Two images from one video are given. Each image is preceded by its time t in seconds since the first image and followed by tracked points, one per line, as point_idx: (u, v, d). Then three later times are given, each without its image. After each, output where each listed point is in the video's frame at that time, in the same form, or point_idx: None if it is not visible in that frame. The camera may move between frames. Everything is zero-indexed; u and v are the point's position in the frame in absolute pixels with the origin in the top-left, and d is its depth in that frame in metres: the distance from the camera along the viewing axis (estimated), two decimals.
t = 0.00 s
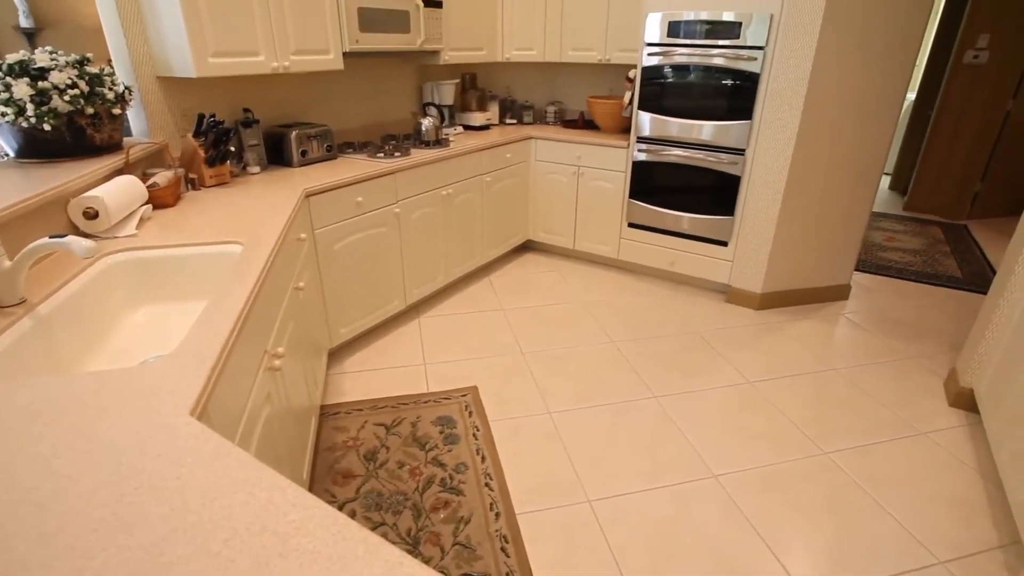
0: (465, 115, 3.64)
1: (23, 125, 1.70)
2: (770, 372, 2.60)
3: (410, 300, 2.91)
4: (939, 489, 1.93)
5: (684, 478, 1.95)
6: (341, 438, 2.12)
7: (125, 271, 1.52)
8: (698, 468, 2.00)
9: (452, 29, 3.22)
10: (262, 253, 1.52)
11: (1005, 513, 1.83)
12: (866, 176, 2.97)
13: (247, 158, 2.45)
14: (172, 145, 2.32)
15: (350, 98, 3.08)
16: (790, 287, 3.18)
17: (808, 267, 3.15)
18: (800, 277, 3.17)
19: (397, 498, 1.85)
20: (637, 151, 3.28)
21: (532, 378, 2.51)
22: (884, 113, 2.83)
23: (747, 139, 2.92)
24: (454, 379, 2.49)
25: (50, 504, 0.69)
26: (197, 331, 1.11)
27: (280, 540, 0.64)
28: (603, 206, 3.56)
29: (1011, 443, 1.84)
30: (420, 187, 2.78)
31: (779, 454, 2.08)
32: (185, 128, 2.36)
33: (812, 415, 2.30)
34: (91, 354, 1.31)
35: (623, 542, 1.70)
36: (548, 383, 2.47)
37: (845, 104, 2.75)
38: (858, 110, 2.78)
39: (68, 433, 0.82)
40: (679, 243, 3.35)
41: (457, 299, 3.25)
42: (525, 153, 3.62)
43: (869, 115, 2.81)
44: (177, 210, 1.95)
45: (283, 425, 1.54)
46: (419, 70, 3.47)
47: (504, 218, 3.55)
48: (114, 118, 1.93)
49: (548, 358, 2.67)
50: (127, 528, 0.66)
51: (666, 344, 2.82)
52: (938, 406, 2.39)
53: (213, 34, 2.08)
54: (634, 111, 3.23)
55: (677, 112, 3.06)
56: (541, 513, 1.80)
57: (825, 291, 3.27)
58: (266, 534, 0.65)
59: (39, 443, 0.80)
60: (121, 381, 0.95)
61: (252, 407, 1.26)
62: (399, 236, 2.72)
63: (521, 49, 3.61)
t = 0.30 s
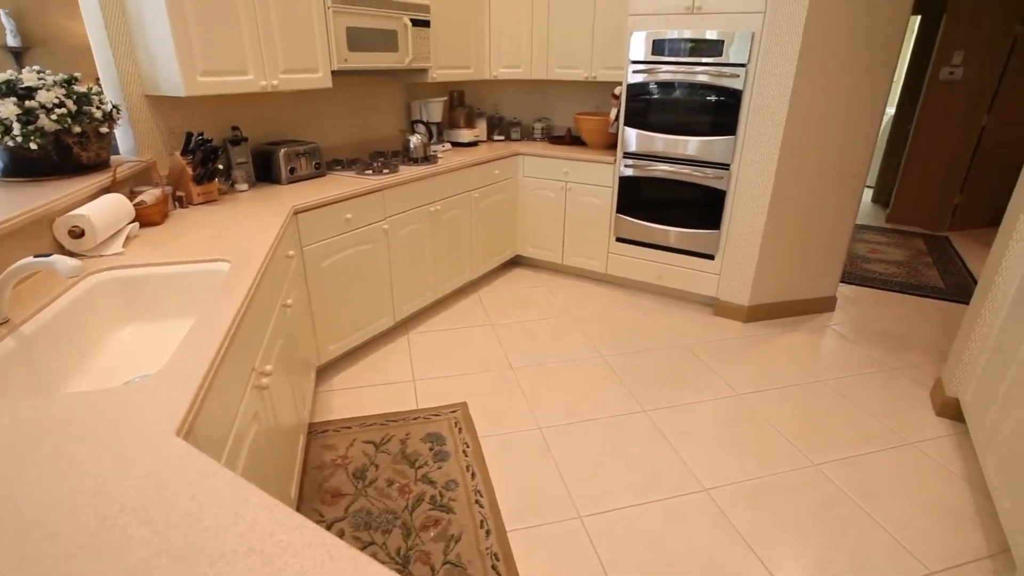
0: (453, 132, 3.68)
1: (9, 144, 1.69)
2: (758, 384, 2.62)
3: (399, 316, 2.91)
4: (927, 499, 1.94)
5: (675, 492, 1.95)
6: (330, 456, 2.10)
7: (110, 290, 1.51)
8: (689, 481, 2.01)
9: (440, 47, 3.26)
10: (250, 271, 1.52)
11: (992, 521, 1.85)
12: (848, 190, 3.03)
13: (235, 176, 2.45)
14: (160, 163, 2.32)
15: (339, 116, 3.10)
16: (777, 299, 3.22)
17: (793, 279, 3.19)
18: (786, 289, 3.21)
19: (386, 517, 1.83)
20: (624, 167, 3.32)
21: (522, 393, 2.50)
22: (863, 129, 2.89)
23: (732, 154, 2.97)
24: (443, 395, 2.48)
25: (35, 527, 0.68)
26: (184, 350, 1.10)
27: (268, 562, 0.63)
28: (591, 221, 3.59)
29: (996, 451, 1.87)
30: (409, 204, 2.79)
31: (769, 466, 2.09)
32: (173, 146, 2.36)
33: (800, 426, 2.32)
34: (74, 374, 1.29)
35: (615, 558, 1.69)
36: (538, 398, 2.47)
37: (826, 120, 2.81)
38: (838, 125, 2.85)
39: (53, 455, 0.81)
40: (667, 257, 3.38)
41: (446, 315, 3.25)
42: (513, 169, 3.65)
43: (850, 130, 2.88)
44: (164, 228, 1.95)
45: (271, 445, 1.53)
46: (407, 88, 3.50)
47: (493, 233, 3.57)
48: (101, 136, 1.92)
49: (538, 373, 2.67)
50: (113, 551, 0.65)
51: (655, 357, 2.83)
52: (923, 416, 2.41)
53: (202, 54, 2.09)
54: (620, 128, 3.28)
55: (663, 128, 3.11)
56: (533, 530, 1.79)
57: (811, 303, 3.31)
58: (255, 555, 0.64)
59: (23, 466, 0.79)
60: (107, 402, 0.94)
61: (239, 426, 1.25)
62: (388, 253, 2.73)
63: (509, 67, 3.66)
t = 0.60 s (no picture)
0: (442, 148, 3.70)
1: None
2: (747, 396, 2.63)
3: (388, 332, 2.90)
4: (916, 508, 1.96)
5: (666, 506, 1.95)
6: (318, 475, 2.07)
7: (94, 309, 1.49)
8: (681, 495, 2.00)
9: (428, 65, 3.29)
10: (238, 288, 1.51)
11: (980, 530, 1.87)
12: (832, 203, 3.08)
13: (223, 193, 2.45)
14: (146, 181, 2.31)
15: (328, 133, 3.11)
16: (764, 311, 3.25)
17: (780, 291, 3.23)
18: (773, 301, 3.24)
19: (376, 536, 1.81)
20: (612, 182, 3.36)
21: (512, 409, 2.49)
22: (844, 144, 2.96)
23: (717, 169, 3.02)
24: (433, 412, 2.46)
25: (13, 553, 0.67)
26: (170, 369, 1.09)
27: None
28: (579, 236, 3.62)
29: (981, 459, 1.89)
30: (398, 220, 2.79)
31: (759, 478, 2.09)
32: (160, 163, 2.36)
33: (789, 438, 2.33)
34: (56, 395, 1.27)
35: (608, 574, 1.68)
36: (528, 413, 2.46)
37: (808, 135, 2.87)
38: (820, 140, 2.91)
39: (33, 478, 0.80)
40: (655, 271, 3.41)
41: (436, 331, 3.24)
42: (502, 185, 3.68)
43: (831, 145, 2.94)
44: (150, 246, 1.93)
45: (258, 464, 1.50)
46: (396, 105, 3.53)
47: (482, 249, 3.58)
48: (87, 154, 1.91)
49: (528, 388, 2.66)
50: None
51: (645, 371, 2.84)
52: (911, 426, 2.44)
53: (190, 71, 2.10)
54: (607, 143, 3.32)
55: (649, 143, 3.16)
56: (525, 546, 1.77)
57: (798, 315, 3.35)
58: None
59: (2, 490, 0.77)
60: (90, 423, 0.92)
61: (226, 446, 1.23)
62: (377, 269, 2.72)
63: (497, 84, 3.71)
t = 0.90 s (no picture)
0: (431, 164, 3.72)
1: None
2: (737, 408, 2.64)
3: (378, 348, 2.88)
4: (905, 517, 1.97)
5: (658, 520, 1.94)
6: (307, 494, 2.04)
7: (77, 328, 1.47)
8: (673, 509, 2.00)
9: (417, 82, 3.32)
10: (225, 305, 1.50)
11: (968, 538, 1.88)
12: (816, 216, 3.13)
13: (210, 210, 2.44)
14: (133, 198, 2.29)
15: (317, 150, 3.11)
16: (752, 324, 3.28)
17: (767, 304, 3.26)
18: (760, 313, 3.27)
19: (365, 555, 1.78)
20: (600, 197, 3.39)
21: (504, 424, 2.48)
22: (827, 158, 3.02)
23: (704, 183, 3.06)
24: (424, 428, 2.44)
25: None
26: (155, 387, 1.07)
27: None
28: (568, 250, 3.64)
29: (967, 468, 1.91)
30: (387, 235, 2.79)
31: (750, 491, 2.09)
32: (146, 180, 2.34)
33: (779, 449, 2.34)
34: (37, 416, 1.24)
35: None
36: (519, 428, 2.45)
37: (791, 150, 2.93)
38: (803, 154, 2.96)
39: (13, 501, 0.78)
40: (644, 285, 3.44)
41: (426, 347, 3.22)
42: (491, 200, 3.70)
43: (814, 160, 3.00)
44: (136, 263, 1.91)
45: (245, 484, 1.48)
46: (385, 122, 3.55)
47: (472, 264, 3.58)
48: (71, 171, 1.90)
49: (519, 403, 2.65)
50: None
51: (635, 384, 2.84)
52: (899, 435, 2.46)
53: (178, 88, 2.10)
54: (595, 159, 3.36)
55: (636, 159, 3.20)
56: (517, 563, 1.75)
57: (785, 327, 3.38)
58: None
59: None
60: (74, 444, 0.91)
61: (212, 465, 1.21)
62: (367, 285, 2.72)
63: (485, 100, 3.74)
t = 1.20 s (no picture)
0: (421, 180, 3.73)
1: None
2: (727, 421, 2.65)
3: (367, 365, 2.86)
4: (895, 528, 1.98)
5: (650, 535, 1.93)
6: (295, 513, 2.00)
7: (61, 347, 1.45)
8: (664, 523, 1.99)
9: (407, 98, 3.34)
10: (213, 322, 1.49)
11: (957, 548, 1.89)
12: (801, 230, 3.18)
13: (198, 226, 2.42)
14: (119, 214, 2.27)
15: (306, 166, 3.12)
16: (740, 336, 3.31)
17: (755, 316, 3.29)
18: (749, 326, 3.30)
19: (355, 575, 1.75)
20: (589, 211, 3.42)
21: (494, 440, 2.47)
22: (811, 173, 3.07)
23: (691, 198, 3.10)
24: (414, 445, 2.42)
25: None
26: (140, 406, 1.06)
27: None
28: (558, 265, 3.65)
29: (954, 478, 1.92)
30: (377, 251, 2.79)
31: (741, 503, 2.09)
32: (133, 196, 2.33)
33: (770, 461, 2.35)
34: (18, 437, 1.22)
35: None
36: (510, 444, 2.44)
37: (776, 165, 2.98)
38: (788, 169, 3.01)
39: None
40: (633, 299, 3.45)
41: (416, 362, 3.21)
42: (481, 215, 3.71)
43: (798, 174, 3.05)
44: (122, 280, 1.89)
45: (231, 504, 1.45)
46: (374, 138, 3.57)
47: (462, 279, 3.59)
48: (56, 188, 1.88)
49: (510, 418, 2.64)
50: None
51: (626, 398, 2.85)
52: (887, 446, 2.47)
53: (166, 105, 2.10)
54: (584, 174, 3.39)
55: (624, 174, 3.24)
56: None
57: (773, 339, 3.41)
58: None
59: None
60: (55, 465, 0.89)
61: (198, 485, 1.19)
62: (356, 301, 2.70)
63: (474, 116, 3.78)
